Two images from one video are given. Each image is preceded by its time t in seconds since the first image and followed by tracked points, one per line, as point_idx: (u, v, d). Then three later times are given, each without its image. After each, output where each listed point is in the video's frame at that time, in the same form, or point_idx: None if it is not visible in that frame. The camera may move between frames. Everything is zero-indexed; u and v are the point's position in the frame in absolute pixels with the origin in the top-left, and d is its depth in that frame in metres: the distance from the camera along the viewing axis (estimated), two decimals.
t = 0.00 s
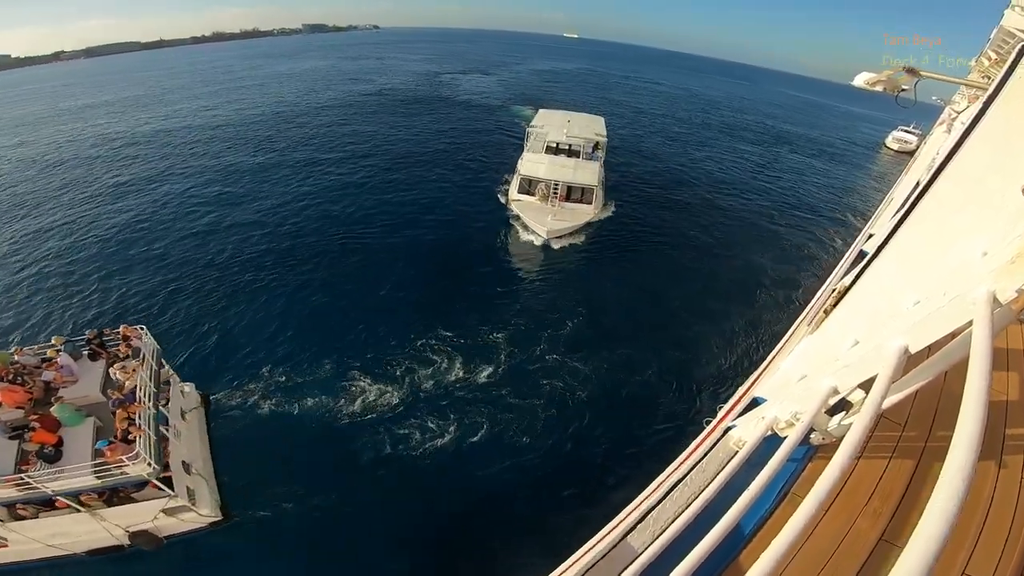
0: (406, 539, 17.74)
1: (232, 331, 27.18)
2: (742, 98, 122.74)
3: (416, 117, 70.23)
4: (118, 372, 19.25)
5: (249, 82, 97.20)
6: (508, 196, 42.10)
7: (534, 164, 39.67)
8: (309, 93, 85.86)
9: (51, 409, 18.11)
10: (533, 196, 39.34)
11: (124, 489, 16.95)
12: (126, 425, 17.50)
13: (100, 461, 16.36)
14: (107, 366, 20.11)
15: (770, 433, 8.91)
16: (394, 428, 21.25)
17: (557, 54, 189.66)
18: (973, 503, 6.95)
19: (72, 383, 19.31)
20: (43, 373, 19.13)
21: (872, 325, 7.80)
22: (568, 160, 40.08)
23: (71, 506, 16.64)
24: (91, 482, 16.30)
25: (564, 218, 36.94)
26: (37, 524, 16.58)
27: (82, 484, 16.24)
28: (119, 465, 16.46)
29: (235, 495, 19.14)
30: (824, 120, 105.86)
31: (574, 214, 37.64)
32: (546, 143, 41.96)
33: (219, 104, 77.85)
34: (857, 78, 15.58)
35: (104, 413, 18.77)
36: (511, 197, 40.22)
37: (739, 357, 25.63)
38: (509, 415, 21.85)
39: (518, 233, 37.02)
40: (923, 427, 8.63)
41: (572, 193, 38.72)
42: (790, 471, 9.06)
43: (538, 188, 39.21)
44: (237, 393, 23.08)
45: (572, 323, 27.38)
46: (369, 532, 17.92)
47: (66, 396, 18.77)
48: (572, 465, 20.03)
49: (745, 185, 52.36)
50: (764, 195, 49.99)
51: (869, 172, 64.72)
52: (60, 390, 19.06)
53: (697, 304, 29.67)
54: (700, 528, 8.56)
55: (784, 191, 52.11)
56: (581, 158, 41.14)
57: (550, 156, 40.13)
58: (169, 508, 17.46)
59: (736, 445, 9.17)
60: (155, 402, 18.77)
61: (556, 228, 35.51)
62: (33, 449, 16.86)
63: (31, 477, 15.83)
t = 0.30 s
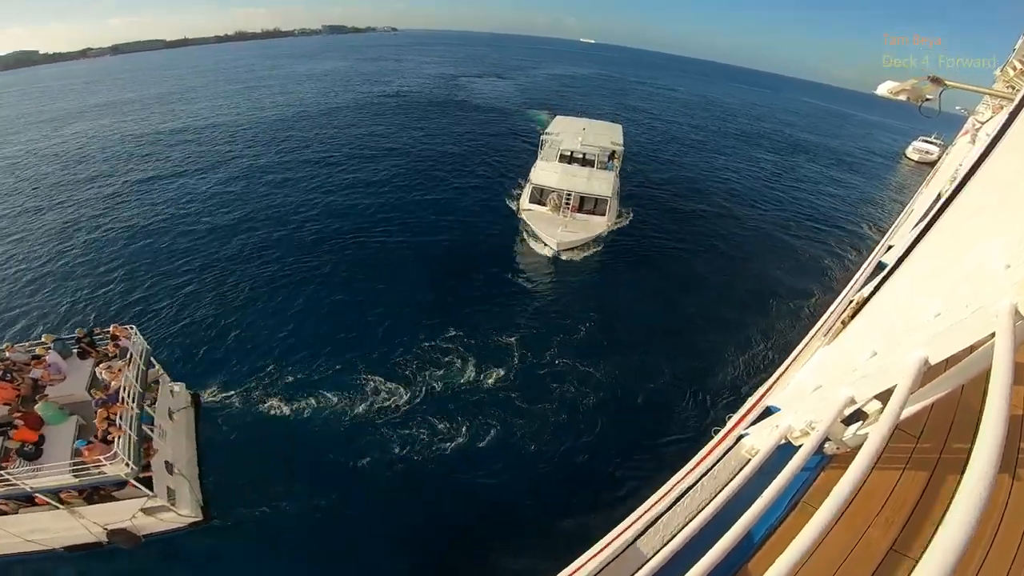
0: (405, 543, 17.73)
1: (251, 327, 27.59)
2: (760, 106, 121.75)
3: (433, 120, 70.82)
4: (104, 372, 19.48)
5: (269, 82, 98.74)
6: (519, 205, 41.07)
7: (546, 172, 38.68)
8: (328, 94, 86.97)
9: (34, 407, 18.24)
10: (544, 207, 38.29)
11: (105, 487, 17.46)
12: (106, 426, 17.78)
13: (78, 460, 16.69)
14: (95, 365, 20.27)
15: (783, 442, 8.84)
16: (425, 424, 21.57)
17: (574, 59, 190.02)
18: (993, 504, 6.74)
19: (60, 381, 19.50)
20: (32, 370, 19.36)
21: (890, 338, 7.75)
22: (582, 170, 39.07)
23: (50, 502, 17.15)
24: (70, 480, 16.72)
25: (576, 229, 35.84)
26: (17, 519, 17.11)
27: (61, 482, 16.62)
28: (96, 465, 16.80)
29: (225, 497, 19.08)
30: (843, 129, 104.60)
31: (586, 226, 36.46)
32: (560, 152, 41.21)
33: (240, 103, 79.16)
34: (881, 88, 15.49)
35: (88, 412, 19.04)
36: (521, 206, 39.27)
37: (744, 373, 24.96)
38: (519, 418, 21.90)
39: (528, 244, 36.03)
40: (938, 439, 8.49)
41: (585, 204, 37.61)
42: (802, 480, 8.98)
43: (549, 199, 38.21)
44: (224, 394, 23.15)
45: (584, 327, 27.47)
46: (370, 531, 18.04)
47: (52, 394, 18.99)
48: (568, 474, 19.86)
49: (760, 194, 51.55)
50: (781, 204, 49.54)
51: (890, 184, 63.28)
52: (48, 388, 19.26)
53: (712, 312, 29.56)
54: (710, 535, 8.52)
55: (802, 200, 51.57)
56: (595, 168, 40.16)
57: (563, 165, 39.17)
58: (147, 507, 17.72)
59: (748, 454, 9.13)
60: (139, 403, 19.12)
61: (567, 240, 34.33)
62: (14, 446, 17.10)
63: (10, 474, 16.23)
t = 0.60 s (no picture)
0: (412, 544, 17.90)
1: (275, 324, 28.27)
2: (787, 116, 120.07)
3: (455, 124, 71.52)
4: (100, 368, 19.75)
5: (295, 84, 100.78)
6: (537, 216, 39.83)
7: (565, 185, 37.43)
8: (353, 96, 88.47)
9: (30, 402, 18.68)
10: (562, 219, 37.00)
11: (93, 483, 17.79)
12: (95, 423, 18.02)
13: (65, 456, 16.96)
14: (93, 361, 20.51)
15: (805, 454, 8.76)
16: (436, 429, 21.66)
17: (597, 67, 189.94)
18: (1017, 517, 6.60)
19: (58, 376, 19.93)
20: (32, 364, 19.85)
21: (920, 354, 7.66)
22: (603, 182, 37.64)
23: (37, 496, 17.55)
24: (56, 475, 17.01)
25: (593, 245, 34.33)
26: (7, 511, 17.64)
27: (47, 476, 16.92)
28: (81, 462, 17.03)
29: (228, 497, 19.31)
30: (872, 141, 102.53)
31: (604, 241, 35.05)
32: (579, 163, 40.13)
33: (267, 104, 81.01)
34: (915, 101, 15.26)
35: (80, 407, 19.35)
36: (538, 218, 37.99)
37: (757, 394, 24.18)
38: (530, 433, 21.65)
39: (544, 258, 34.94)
40: (961, 456, 8.35)
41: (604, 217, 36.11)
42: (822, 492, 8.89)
43: (566, 211, 36.88)
44: (228, 392, 23.62)
45: (602, 335, 27.44)
46: (376, 530, 18.28)
47: (48, 389, 19.38)
48: (565, 490, 19.61)
49: (783, 208, 50.22)
50: (806, 217, 48.76)
51: (920, 198, 61.84)
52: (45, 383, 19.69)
53: (731, 324, 29.27)
54: (728, 544, 8.48)
55: (827, 213, 50.70)
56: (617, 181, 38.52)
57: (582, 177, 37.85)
58: (132, 503, 17.98)
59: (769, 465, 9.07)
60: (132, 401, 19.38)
61: (583, 255, 33.20)
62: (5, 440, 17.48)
63: None
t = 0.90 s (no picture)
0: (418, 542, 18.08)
1: (293, 318, 28.80)
2: (816, 132, 118.08)
3: (479, 128, 72.03)
4: (92, 357, 20.05)
5: (325, 82, 102.61)
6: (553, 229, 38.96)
7: (586, 199, 36.69)
8: (380, 96, 89.70)
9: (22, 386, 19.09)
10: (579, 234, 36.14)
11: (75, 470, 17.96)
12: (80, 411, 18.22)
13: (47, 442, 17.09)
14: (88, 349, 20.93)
15: (820, 473, 8.63)
16: (446, 428, 21.94)
17: (623, 75, 189.39)
18: None
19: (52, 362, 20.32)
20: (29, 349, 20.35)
21: (945, 378, 7.50)
22: (625, 198, 36.70)
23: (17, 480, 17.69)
24: (38, 460, 17.15)
25: (609, 263, 33.33)
26: None
27: (29, 462, 17.05)
28: (63, 448, 17.15)
29: (244, 483, 19.83)
30: (905, 161, 100.17)
31: (621, 259, 34.05)
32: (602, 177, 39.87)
33: (296, 101, 82.63)
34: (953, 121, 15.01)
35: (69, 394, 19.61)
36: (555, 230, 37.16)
37: (769, 421, 23.26)
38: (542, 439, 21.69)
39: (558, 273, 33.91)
40: (978, 480, 8.15)
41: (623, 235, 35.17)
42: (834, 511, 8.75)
43: (585, 225, 36.04)
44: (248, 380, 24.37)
45: (618, 345, 27.34)
46: (384, 526, 18.51)
47: (41, 374, 19.78)
48: (560, 507, 19.24)
49: (809, 227, 49.12)
50: (831, 235, 47.84)
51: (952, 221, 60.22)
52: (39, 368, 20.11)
53: (749, 340, 28.89)
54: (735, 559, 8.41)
55: (854, 233, 49.67)
56: (639, 197, 37.56)
57: (604, 192, 37.00)
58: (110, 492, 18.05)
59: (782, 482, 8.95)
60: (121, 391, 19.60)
61: (598, 272, 32.12)
62: None
63: None
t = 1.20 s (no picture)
0: (424, 542, 18.25)
1: (311, 314, 29.27)
2: (848, 150, 115.50)
3: (505, 133, 72.34)
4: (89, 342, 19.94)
5: (355, 83, 104.53)
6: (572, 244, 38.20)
7: (607, 214, 35.85)
8: (409, 98, 90.92)
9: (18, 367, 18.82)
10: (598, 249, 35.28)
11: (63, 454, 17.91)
12: (71, 395, 18.03)
13: (34, 424, 16.86)
14: (88, 334, 20.89)
15: (836, 492, 8.50)
16: (455, 429, 22.13)
17: (652, 86, 188.29)
18: None
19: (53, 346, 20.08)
20: (30, 331, 20.10)
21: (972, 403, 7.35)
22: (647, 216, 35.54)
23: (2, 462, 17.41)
24: (24, 442, 16.95)
25: (625, 282, 32.28)
26: None
27: (15, 442, 16.87)
28: (50, 431, 16.93)
29: (258, 471, 20.29)
30: (942, 183, 97.14)
31: (636, 278, 32.86)
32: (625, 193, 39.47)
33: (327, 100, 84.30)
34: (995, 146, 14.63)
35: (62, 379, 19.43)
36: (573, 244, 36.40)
37: (783, 448, 22.58)
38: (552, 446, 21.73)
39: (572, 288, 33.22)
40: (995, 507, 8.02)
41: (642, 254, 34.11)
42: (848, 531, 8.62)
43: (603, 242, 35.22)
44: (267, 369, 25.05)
45: (633, 357, 27.18)
46: (391, 522, 18.76)
47: (40, 356, 19.56)
48: (567, 518, 19.14)
49: (836, 247, 48.04)
50: (859, 258, 46.72)
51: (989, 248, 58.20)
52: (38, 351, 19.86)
53: (767, 360, 28.43)
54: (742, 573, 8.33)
55: (883, 256, 48.42)
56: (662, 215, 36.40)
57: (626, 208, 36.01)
58: (94, 477, 18.25)
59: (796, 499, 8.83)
60: (115, 377, 19.56)
61: (612, 291, 31.09)
62: None
63: None
